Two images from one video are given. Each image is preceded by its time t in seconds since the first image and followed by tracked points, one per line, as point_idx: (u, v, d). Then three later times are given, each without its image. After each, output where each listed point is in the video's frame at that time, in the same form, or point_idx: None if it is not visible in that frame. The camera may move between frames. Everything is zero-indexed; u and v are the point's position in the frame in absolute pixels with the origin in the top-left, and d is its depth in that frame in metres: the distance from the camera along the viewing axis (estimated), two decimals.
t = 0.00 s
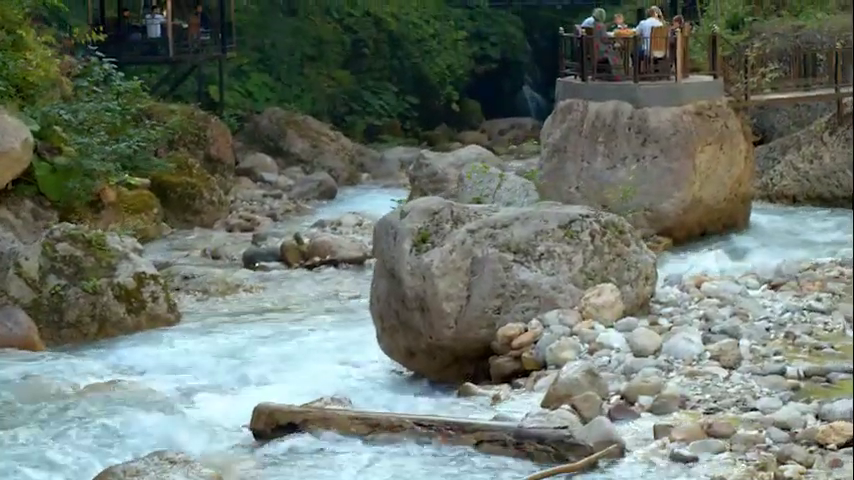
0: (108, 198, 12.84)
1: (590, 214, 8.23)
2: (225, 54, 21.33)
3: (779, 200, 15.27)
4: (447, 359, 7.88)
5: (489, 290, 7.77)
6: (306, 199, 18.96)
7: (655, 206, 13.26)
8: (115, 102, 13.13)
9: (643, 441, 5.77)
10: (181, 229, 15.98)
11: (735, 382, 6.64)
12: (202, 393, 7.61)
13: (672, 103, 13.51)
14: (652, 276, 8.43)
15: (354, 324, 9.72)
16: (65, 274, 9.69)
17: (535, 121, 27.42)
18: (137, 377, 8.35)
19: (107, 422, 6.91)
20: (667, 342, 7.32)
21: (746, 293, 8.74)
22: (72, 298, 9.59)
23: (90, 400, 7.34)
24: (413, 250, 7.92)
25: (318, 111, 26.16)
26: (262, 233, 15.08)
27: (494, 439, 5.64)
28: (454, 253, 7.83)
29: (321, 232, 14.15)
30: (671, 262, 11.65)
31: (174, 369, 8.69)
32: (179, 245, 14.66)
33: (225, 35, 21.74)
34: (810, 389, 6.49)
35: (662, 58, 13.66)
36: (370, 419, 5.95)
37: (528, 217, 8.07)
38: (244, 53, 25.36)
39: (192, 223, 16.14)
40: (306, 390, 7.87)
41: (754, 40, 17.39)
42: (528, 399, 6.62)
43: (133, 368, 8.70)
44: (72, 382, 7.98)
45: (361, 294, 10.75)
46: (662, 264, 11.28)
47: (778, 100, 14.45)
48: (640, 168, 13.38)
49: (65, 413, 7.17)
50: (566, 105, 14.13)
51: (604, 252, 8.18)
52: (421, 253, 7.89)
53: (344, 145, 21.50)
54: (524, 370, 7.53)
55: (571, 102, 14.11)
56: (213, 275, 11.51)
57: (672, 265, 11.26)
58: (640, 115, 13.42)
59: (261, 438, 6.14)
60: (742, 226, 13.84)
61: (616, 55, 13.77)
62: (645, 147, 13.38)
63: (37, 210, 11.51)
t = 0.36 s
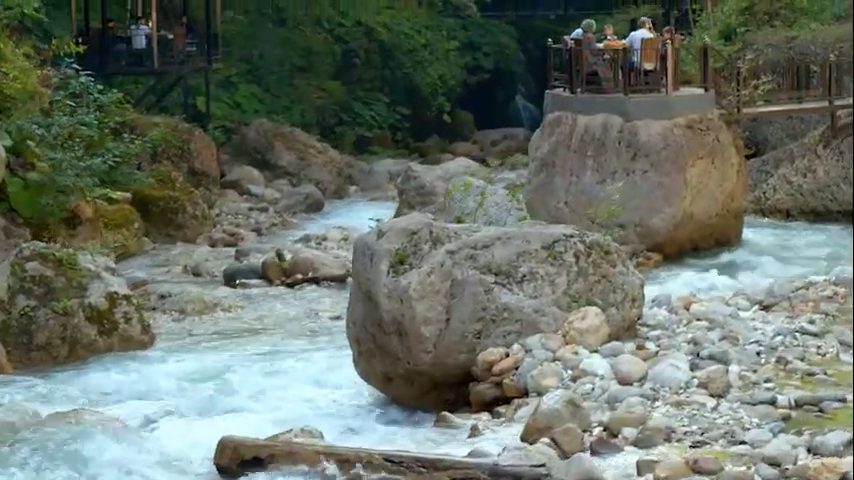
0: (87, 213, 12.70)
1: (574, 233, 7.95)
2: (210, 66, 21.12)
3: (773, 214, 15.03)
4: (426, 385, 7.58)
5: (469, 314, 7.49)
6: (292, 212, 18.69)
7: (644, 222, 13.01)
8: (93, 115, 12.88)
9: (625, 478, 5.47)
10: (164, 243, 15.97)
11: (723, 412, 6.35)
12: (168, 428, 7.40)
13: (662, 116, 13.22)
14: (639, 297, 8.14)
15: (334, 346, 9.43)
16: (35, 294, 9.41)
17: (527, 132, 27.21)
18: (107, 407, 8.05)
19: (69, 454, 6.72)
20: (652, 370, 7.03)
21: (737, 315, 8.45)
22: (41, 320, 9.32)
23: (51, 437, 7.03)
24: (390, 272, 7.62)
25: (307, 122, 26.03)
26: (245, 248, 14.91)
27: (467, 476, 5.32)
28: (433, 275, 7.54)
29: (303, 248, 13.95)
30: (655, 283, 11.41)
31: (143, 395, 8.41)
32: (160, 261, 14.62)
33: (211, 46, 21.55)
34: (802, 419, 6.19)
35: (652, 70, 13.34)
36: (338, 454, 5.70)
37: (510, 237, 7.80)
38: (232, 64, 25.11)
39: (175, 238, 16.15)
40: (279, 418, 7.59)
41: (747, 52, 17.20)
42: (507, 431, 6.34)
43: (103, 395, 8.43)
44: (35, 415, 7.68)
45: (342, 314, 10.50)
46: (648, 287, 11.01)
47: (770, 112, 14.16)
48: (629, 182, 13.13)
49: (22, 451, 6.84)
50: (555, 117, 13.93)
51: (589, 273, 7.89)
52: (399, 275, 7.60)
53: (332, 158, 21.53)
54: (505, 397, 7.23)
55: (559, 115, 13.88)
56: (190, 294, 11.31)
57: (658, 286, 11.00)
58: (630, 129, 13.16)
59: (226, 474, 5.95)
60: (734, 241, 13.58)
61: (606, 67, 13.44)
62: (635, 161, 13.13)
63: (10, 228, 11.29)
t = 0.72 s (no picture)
0: (60, 230, 12.69)
1: (558, 255, 7.63)
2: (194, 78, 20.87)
3: (765, 229, 14.79)
4: (404, 414, 7.28)
5: (449, 341, 7.18)
6: (276, 227, 19.18)
7: (633, 239, 12.74)
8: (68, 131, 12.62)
9: None
10: (144, 260, 16.07)
11: (712, 445, 6.06)
12: (131, 463, 7.05)
13: (651, 130, 12.94)
14: (625, 322, 7.83)
15: (311, 370, 9.13)
16: (2, 318, 9.13)
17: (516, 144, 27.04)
18: (73, 440, 7.64)
19: None
20: (639, 400, 6.72)
21: (728, 340, 8.14)
22: (9, 344, 9.02)
23: (9, 470, 6.70)
24: (367, 296, 7.32)
25: (294, 134, 25.55)
26: (225, 267, 14.73)
27: None
28: (411, 299, 7.24)
29: (282, 268, 13.73)
30: (646, 303, 11.09)
31: (111, 424, 8.05)
32: (139, 279, 14.67)
33: (196, 58, 21.31)
34: (795, 454, 5.90)
35: (641, 83, 13.14)
36: None
37: (492, 259, 7.49)
38: (218, 76, 24.83)
39: (155, 254, 16.25)
40: (250, 448, 7.28)
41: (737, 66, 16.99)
42: (486, 467, 6.05)
43: (70, 426, 8.04)
44: None
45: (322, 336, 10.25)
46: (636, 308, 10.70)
47: (763, 126, 13.74)
48: (618, 198, 12.84)
49: None
50: (541, 132, 13.59)
51: (574, 297, 7.56)
52: (375, 300, 7.30)
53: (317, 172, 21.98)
54: (486, 427, 6.92)
55: (546, 129, 13.56)
56: (165, 315, 11.06)
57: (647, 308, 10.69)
58: (618, 143, 12.87)
59: None
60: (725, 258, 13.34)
61: (594, 80, 13.21)
62: (624, 177, 12.84)
63: None
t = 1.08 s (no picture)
0: (34, 252, 12.66)
1: (543, 279, 7.30)
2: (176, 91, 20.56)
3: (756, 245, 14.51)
4: (384, 445, 6.96)
5: (429, 369, 6.85)
6: (259, 242, 18.99)
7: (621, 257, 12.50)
8: (41, 148, 12.45)
9: None
10: (120, 278, 15.75)
11: None
12: None
13: (640, 145, 12.65)
14: (614, 348, 7.49)
15: (289, 398, 8.78)
16: None
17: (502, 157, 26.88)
18: (48, 478, 7.25)
19: None
20: (629, 432, 6.40)
21: (720, 366, 7.83)
22: None
23: None
24: (344, 323, 7.02)
25: (278, 148, 25.23)
26: (204, 285, 14.43)
27: None
28: (390, 326, 6.93)
29: (262, 288, 13.43)
30: (640, 324, 10.80)
31: (79, 455, 7.73)
32: (116, 296, 14.41)
33: (178, 70, 20.96)
34: None
35: (629, 97, 12.87)
36: None
37: (475, 283, 7.17)
38: (200, 89, 24.51)
39: (133, 272, 15.90)
40: None
41: (727, 79, 16.77)
42: None
43: (41, 462, 7.66)
44: None
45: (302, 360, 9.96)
46: (630, 329, 10.40)
47: (752, 141, 13.44)
48: (606, 215, 12.55)
49: None
50: (527, 147, 13.26)
51: (561, 323, 7.23)
52: (352, 327, 6.99)
53: (301, 186, 21.98)
54: (468, 460, 6.58)
55: (533, 143, 13.22)
56: (140, 337, 10.73)
57: (640, 329, 10.40)
58: (606, 159, 12.57)
59: None
60: (715, 275, 13.08)
61: (581, 94, 12.97)
62: (611, 193, 12.54)
63: None
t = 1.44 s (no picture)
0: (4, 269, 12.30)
1: (532, 305, 6.99)
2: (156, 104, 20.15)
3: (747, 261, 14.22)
4: None
5: (413, 401, 6.54)
6: (241, 257, 18.64)
7: (610, 275, 12.21)
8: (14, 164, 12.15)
9: None
10: (97, 296, 15.44)
11: None
12: None
13: (629, 161, 12.36)
14: (607, 376, 7.16)
15: (267, 430, 8.39)
16: None
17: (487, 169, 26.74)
18: None
19: None
20: (623, 470, 6.06)
21: (717, 393, 7.52)
22: None
23: None
24: (323, 353, 6.66)
25: (261, 160, 24.92)
26: (182, 304, 14.08)
27: None
28: (371, 356, 6.59)
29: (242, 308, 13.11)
30: (633, 346, 10.48)
31: None
32: (92, 316, 14.07)
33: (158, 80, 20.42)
34: None
35: (618, 111, 12.64)
36: None
37: (460, 310, 6.85)
38: (181, 101, 24.14)
39: (110, 289, 15.60)
40: None
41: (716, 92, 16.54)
42: None
43: None
44: None
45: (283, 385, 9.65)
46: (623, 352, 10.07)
47: (744, 155, 13.16)
48: (594, 232, 12.25)
49: None
50: (514, 162, 12.93)
51: (551, 351, 6.90)
52: (333, 356, 6.64)
53: (283, 200, 21.72)
54: None
55: (519, 159, 12.91)
56: (114, 360, 10.33)
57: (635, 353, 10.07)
58: (595, 175, 12.30)
59: None
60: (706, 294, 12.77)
61: (570, 108, 12.70)
62: (600, 210, 12.26)
63: None
